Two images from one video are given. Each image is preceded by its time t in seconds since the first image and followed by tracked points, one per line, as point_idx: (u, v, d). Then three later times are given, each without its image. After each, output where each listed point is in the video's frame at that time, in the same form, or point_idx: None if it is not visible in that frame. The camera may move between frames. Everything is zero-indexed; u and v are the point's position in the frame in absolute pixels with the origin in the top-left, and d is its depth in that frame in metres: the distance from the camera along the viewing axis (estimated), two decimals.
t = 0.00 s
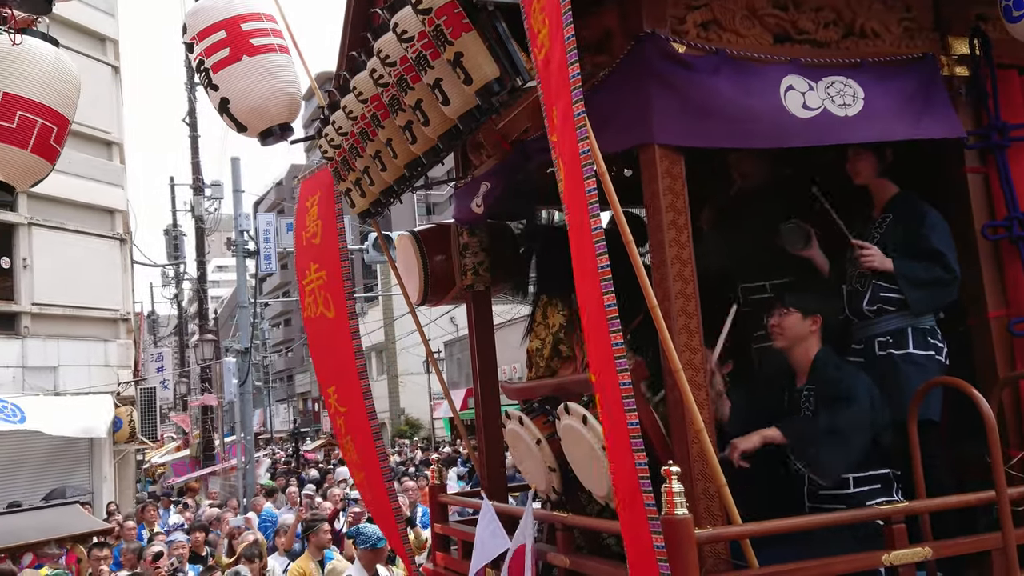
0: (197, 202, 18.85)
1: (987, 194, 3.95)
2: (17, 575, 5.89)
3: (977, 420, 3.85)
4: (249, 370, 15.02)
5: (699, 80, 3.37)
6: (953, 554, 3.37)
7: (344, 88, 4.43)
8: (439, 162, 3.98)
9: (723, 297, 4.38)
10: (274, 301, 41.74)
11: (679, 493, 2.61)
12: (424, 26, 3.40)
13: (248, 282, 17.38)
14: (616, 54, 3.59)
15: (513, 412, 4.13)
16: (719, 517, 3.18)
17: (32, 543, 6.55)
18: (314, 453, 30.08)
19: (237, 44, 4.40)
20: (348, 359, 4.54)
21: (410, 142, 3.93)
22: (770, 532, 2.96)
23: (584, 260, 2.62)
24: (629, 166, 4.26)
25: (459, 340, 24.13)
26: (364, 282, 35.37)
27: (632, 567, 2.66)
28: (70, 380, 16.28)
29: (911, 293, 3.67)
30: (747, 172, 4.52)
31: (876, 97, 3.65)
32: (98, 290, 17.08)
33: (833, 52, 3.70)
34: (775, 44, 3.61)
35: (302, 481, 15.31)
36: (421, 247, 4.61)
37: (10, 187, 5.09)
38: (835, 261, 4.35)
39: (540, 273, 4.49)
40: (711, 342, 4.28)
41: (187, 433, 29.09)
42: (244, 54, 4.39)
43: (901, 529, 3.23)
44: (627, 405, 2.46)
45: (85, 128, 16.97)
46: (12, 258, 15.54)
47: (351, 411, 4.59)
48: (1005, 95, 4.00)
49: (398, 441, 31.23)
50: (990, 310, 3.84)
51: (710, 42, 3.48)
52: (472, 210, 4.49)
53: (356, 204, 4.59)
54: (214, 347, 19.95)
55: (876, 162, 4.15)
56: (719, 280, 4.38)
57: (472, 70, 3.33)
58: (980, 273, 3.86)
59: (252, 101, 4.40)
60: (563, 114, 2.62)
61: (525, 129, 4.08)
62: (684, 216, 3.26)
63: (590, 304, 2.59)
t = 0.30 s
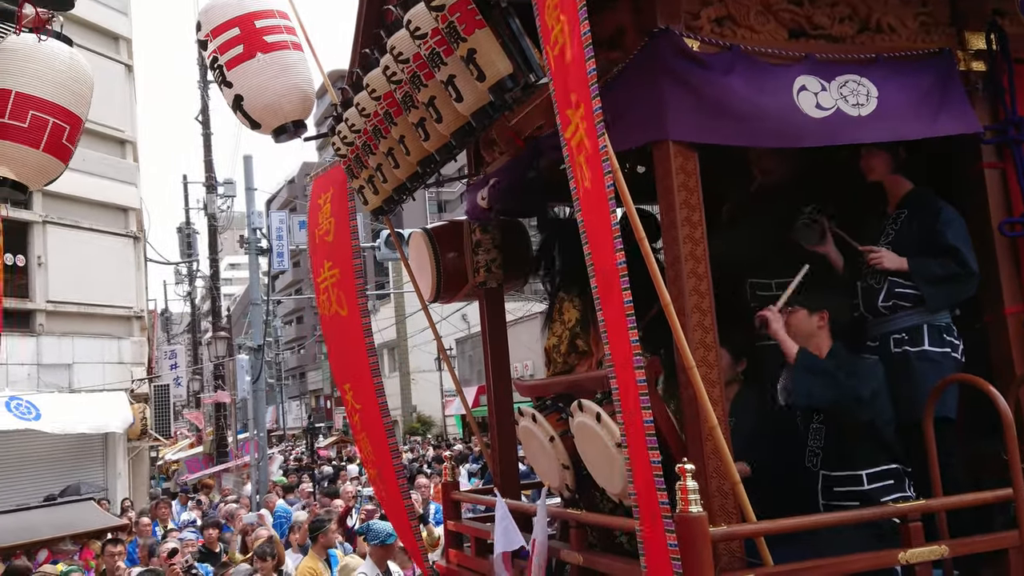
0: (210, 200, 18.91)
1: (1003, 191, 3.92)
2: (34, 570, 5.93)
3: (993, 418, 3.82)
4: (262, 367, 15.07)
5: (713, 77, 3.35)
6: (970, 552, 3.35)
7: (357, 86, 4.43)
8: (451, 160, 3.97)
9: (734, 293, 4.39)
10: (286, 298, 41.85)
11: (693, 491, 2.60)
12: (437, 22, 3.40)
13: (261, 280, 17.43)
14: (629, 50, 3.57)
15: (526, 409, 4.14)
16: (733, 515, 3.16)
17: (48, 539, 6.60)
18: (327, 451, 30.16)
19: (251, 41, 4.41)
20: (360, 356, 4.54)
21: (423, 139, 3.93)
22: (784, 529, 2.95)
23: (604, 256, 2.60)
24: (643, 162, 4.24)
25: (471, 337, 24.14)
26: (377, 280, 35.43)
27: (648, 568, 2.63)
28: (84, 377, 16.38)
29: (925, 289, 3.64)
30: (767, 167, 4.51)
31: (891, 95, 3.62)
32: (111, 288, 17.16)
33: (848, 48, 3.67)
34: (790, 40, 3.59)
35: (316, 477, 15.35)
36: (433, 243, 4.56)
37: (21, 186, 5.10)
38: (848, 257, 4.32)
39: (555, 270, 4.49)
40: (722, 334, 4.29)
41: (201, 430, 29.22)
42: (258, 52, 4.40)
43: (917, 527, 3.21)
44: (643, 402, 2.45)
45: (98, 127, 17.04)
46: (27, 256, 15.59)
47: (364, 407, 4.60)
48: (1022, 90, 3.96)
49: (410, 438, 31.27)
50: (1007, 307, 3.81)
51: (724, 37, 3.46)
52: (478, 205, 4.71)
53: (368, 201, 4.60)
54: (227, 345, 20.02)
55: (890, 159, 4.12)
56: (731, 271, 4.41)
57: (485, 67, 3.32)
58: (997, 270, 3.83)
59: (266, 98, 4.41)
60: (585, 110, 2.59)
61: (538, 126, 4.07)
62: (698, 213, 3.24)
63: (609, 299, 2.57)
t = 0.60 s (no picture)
0: (222, 197, 19.00)
1: (1018, 184, 3.89)
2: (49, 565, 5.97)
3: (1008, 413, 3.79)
4: (274, 363, 15.14)
5: (725, 72, 3.34)
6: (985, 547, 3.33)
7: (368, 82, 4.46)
8: (463, 155, 3.99)
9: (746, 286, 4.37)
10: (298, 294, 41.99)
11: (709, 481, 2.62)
12: (448, 18, 3.41)
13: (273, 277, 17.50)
14: (640, 44, 3.55)
15: (538, 405, 4.14)
16: (746, 510, 3.16)
17: (65, 533, 6.64)
18: (339, 447, 30.28)
19: (265, 38, 4.43)
20: (372, 352, 4.57)
21: (434, 135, 3.94)
22: (799, 524, 2.95)
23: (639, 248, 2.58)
24: (655, 158, 4.23)
25: (482, 333, 24.17)
26: (388, 276, 35.55)
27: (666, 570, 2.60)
28: (99, 373, 16.50)
29: (940, 282, 3.62)
30: (782, 162, 4.50)
31: (903, 89, 3.60)
32: (125, 285, 17.28)
33: (860, 41, 3.65)
34: (803, 33, 3.57)
35: (329, 473, 15.39)
36: (444, 240, 4.53)
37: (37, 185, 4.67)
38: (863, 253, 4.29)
39: (565, 266, 4.50)
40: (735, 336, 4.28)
41: (214, 426, 29.37)
42: (272, 48, 4.42)
43: (931, 523, 3.20)
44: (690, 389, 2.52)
45: (111, 125, 17.14)
46: (42, 254, 15.69)
47: (377, 403, 4.61)
48: None
49: (422, 434, 31.31)
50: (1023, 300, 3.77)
51: (736, 31, 3.45)
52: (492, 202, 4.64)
53: (380, 198, 4.61)
54: (240, 341, 20.11)
55: (902, 153, 4.09)
56: (745, 269, 4.36)
57: (496, 62, 3.32)
58: (1012, 264, 3.80)
59: (279, 94, 4.43)
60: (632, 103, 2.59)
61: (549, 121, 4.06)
62: (710, 207, 3.24)
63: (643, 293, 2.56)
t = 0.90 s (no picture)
0: (234, 193, 19.05)
1: None
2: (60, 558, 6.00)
3: None
4: (286, 358, 15.18)
5: (739, 64, 3.32)
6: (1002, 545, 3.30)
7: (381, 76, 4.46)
8: (474, 149, 3.97)
9: (758, 280, 4.38)
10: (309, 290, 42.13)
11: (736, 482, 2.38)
12: (460, 11, 3.40)
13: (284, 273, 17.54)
14: (654, 38, 3.54)
15: (550, 400, 4.14)
16: (760, 506, 3.14)
17: (79, 526, 6.69)
18: (350, 442, 30.37)
19: (279, 31, 4.43)
20: (384, 346, 4.57)
21: (445, 129, 3.93)
22: (813, 520, 2.92)
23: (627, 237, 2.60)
24: (668, 152, 4.21)
25: (493, 329, 24.16)
26: (399, 272, 35.60)
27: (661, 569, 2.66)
28: (112, 368, 16.60)
29: (954, 277, 3.59)
30: (798, 158, 4.48)
31: (919, 79, 3.57)
32: (137, 281, 17.36)
33: (876, 33, 3.62)
34: (817, 25, 3.53)
35: (340, 468, 15.46)
36: (455, 235, 4.59)
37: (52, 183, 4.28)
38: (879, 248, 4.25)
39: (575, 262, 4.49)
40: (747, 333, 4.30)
41: (226, 421, 29.50)
42: (286, 41, 4.42)
43: (947, 519, 3.16)
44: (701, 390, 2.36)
45: (124, 121, 17.21)
46: (55, 249, 15.78)
47: (388, 398, 4.61)
48: None
49: (432, 430, 31.39)
50: None
51: (750, 24, 3.42)
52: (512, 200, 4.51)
53: (391, 192, 4.60)
54: (252, 336, 20.19)
55: (918, 147, 4.05)
56: (758, 266, 4.38)
57: (508, 55, 3.30)
58: None
59: (291, 88, 4.43)
60: (606, 98, 2.69)
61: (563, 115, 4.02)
62: (724, 200, 3.21)
63: (621, 290, 2.65)
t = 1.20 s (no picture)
0: (245, 189, 19.11)
1: None
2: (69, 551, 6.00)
3: None
4: (297, 354, 15.23)
5: (752, 55, 3.29)
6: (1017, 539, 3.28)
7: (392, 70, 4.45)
8: (486, 144, 3.94)
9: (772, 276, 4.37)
10: (321, 285, 42.24)
11: (733, 476, 2.57)
12: (472, 5, 3.39)
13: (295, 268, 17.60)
14: (667, 30, 3.52)
15: (562, 394, 4.12)
16: (773, 501, 3.12)
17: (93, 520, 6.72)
18: (361, 437, 30.47)
19: (291, 26, 4.43)
20: (397, 342, 4.57)
21: (457, 123, 3.92)
22: (827, 515, 2.91)
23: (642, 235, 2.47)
24: (680, 145, 4.18)
25: (504, 324, 24.17)
26: (409, 267, 35.67)
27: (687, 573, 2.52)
28: (125, 363, 16.71)
29: (969, 272, 3.56)
30: (812, 153, 4.46)
31: (936, 68, 3.54)
32: (149, 276, 17.45)
33: (891, 25, 3.58)
34: (831, 17, 3.50)
35: (352, 463, 15.51)
36: (466, 229, 4.55)
37: (64, 178, 4.29)
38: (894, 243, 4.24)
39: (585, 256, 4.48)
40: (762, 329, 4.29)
41: (238, 417, 29.64)
42: (297, 36, 4.42)
43: (962, 514, 3.14)
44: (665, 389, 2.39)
45: (136, 117, 17.27)
46: (68, 245, 15.85)
47: (400, 393, 4.62)
48: None
49: (443, 425, 31.45)
50: None
51: (764, 16, 3.40)
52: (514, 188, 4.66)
53: (403, 187, 4.61)
54: (264, 332, 20.26)
55: (934, 138, 4.01)
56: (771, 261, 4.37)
57: (520, 48, 3.29)
58: None
59: (303, 83, 4.44)
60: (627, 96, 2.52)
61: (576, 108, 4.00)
62: (737, 194, 3.19)
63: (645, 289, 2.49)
